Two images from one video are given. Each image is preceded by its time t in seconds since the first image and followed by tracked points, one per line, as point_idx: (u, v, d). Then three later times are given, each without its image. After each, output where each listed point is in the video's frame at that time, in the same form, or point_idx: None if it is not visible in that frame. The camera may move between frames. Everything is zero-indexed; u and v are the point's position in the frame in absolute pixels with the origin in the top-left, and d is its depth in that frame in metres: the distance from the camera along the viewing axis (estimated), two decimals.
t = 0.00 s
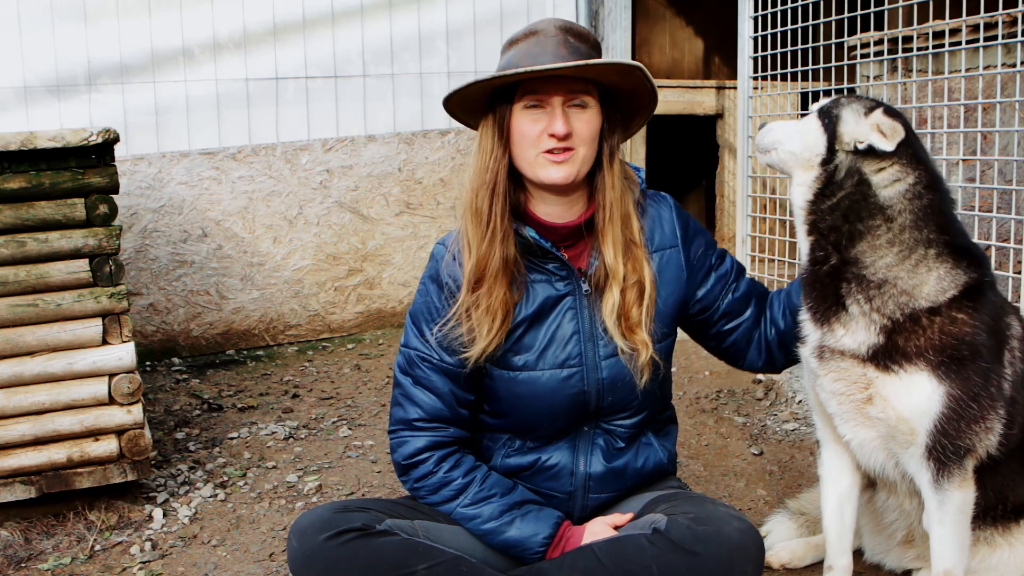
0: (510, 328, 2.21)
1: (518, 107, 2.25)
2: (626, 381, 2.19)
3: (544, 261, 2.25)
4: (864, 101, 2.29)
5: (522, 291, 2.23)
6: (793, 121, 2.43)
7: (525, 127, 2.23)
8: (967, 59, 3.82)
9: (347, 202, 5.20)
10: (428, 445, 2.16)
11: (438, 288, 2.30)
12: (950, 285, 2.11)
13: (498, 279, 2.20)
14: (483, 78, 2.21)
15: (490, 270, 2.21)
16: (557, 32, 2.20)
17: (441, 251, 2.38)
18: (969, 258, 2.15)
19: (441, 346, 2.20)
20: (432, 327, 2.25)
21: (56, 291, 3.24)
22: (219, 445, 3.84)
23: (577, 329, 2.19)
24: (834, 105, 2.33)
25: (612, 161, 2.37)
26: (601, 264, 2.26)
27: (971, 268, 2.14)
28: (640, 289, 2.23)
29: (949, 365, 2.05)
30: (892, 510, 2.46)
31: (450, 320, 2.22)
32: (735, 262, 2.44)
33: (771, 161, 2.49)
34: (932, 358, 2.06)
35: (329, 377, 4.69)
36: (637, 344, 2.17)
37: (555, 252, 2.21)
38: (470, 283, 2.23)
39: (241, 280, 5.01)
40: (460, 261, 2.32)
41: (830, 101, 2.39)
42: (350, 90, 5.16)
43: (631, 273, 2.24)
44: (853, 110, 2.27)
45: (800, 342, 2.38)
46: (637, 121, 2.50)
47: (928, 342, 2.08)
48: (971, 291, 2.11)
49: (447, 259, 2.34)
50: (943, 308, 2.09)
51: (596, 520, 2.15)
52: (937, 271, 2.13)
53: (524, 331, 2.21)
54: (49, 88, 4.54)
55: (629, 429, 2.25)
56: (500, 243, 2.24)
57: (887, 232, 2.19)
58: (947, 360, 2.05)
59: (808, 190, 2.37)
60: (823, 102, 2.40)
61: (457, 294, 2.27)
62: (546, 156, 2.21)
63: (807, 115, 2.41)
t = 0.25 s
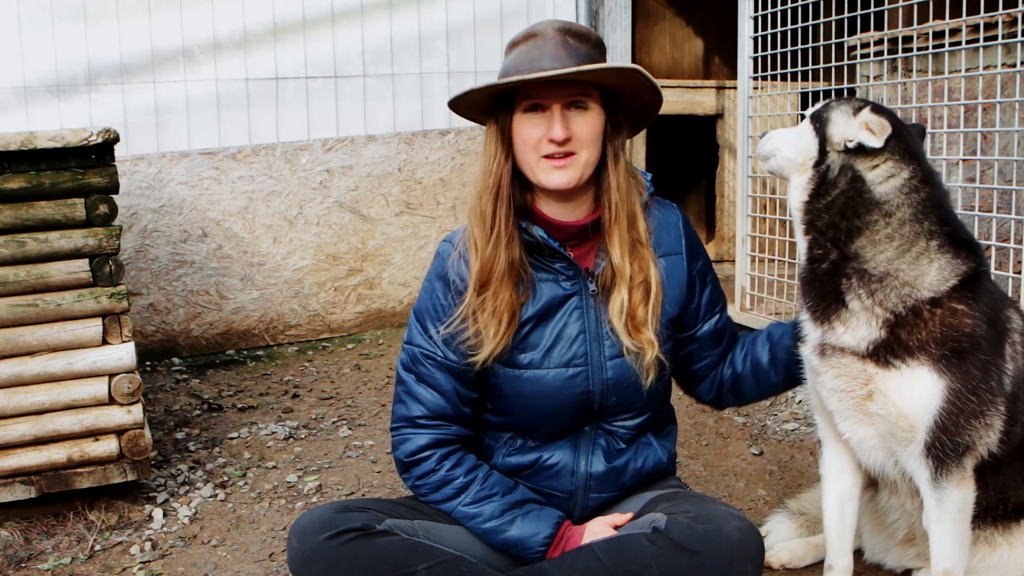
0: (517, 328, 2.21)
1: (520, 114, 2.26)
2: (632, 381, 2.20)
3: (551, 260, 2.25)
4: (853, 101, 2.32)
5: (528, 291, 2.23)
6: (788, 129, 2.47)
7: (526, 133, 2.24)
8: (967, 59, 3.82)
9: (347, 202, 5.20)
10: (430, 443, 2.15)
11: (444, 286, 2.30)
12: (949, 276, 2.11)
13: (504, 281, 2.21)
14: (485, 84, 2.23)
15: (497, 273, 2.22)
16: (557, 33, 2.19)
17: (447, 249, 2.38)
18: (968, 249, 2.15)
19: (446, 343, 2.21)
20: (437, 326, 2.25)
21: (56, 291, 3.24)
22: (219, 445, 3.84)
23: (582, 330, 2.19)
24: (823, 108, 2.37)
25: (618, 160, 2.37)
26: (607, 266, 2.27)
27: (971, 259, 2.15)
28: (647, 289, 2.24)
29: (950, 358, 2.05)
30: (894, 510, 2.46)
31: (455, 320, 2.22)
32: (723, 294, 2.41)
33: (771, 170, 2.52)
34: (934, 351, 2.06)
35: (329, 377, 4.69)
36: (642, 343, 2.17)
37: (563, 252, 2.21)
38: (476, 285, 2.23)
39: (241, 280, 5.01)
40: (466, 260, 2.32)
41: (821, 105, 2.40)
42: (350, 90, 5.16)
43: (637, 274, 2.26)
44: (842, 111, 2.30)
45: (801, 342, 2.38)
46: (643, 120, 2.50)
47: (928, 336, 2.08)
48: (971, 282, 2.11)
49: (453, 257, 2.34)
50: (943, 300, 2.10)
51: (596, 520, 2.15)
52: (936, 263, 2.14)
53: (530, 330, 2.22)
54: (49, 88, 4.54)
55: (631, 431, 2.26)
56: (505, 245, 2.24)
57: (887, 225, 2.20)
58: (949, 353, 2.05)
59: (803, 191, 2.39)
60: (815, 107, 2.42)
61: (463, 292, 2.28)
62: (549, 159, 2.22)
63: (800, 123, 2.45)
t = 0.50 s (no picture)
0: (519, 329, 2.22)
1: (523, 119, 2.27)
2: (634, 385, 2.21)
3: (556, 262, 2.26)
4: (846, 105, 2.34)
5: (531, 293, 2.23)
6: (785, 135, 2.49)
7: (528, 137, 2.24)
8: (968, 59, 3.81)
9: (347, 202, 5.20)
10: (432, 441, 2.16)
11: (448, 285, 2.31)
12: (950, 276, 2.11)
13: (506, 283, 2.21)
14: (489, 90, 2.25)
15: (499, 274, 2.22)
16: (559, 37, 2.19)
17: (451, 247, 2.39)
18: (968, 246, 2.15)
19: (448, 342, 2.21)
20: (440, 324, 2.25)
21: (56, 291, 3.24)
22: (219, 445, 3.84)
23: (585, 333, 2.19)
24: (815, 113, 2.39)
25: (622, 161, 2.37)
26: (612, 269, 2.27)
27: (973, 258, 2.14)
28: (653, 291, 2.24)
29: (952, 360, 2.04)
30: (899, 510, 2.44)
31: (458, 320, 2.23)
32: (717, 309, 2.42)
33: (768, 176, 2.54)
34: (936, 353, 2.06)
35: (329, 377, 4.69)
36: (650, 347, 2.18)
37: (568, 254, 2.22)
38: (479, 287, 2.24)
39: (241, 280, 5.01)
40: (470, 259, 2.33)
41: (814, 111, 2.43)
42: (350, 90, 5.16)
43: (643, 276, 2.26)
44: (834, 115, 2.32)
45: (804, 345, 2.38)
46: (650, 120, 2.50)
47: (930, 338, 2.07)
48: (973, 283, 2.11)
49: (457, 255, 2.35)
50: (943, 301, 2.09)
51: (596, 520, 2.15)
52: (934, 263, 2.14)
53: (533, 331, 2.22)
54: (49, 88, 4.54)
55: (630, 433, 2.26)
56: (508, 248, 2.25)
57: (883, 227, 2.21)
58: (951, 354, 2.04)
59: (800, 198, 2.41)
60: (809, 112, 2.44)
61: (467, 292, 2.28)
62: (551, 163, 2.22)
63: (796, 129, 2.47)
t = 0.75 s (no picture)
0: (517, 331, 2.21)
1: (532, 121, 2.26)
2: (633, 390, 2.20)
3: (557, 265, 2.25)
4: (843, 106, 2.34)
5: (530, 296, 2.24)
6: (784, 139, 2.49)
7: (538, 140, 2.24)
8: (967, 59, 3.81)
9: (346, 202, 5.20)
10: (432, 442, 2.15)
11: (449, 285, 2.31)
12: (952, 281, 2.11)
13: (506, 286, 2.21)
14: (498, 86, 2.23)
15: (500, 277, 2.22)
16: (571, 39, 2.19)
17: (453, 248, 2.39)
18: (970, 249, 2.14)
19: (447, 343, 2.21)
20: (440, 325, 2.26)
21: (56, 291, 3.24)
22: (219, 445, 3.84)
23: (584, 337, 2.19)
24: (812, 115, 2.39)
25: (628, 167, 2.38)
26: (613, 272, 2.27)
27: (977, 261, 2.14)
28: (653, 296, 2.24)
29: (952, 365, 2.04)
30: (900, 510, 2.44)
31: (456, 321, 2.23)
32: (719, 313, 2.41)
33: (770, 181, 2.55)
34: (936, 357, 2.05)
35: (329, 377, 4.69)
36: (648, 351, 2.18)
37: (567, 257, 2.21)
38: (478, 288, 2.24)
39: (241, 280, 5.01)
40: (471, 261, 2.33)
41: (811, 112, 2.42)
42: (350, 91, 5.16)
43: (644, 281, 2.25)
44: (830, 116, 2.32)
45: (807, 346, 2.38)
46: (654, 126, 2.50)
47: (931, 342, 2.07)
48: (977, 288, 2.10)
49: (458, 256, 2.35)
50: (942, 305, 2.09)
51: (596, 520, 2.15)
52: (933, 266, 2.14)
53: (532, 334, 2.22)
54: (49, 88, 4.54)
55: (630, 435, 2.26)
56: (509, 250, 2.24)
57: (881, 229, 2.21)
58: (952, 359, 2.04)
59: (800, 201, 2.41)
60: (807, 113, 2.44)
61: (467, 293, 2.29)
62: (558, 166, 2.22)
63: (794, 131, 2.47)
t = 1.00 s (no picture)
0: (518, 332, 2.21)
1: (540, 116, 2.25)
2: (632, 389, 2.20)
3: (556, 265, 2.25)
4: (848, 110, 2.34)
5: (531, 297, 2.23)
6: (787, 144, 2.48)
7: (546, 135, 2.22)
8: (968, 59, 3.81)
9: (347, 202, 5.20)
10: (432, 442, 2.15)
11: (449, 286, 2.31)
12: (962, 284, 2.11)
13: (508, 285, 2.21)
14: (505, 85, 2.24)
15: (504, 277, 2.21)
16: (577, 37, 2.20)
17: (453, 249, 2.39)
18: (979, 252, 2.15)
19: (447, 344, 2.21)
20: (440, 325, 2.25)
21: (56, 291, 3.24)
22: (219, 445, 3.84)
23: (584, 338, 2.19)
24: (817, 119, 2.39)
25: (632, 166, 2.38)
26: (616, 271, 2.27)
27: (987, 264, 2.14)
28: (654, 297, 2.24)
29: (963, 368, 2.04)
30: (906, 511, 2.44)
31: (456, 321, 2.23)
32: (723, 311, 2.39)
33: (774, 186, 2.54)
34: (947, 361, 2.05)
35: (329, 377, 4.69)
36: (648, 352, 2.17)
37: (567, 258, 2.21)
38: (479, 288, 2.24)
39: (241, 280, 5.01)
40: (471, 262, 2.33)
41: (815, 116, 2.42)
42: (350, 91, 5.16)
43: (647, 281, 2.25)
44: (835, 120, 2.32)
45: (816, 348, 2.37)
46: (656, 123, 2.50)
47: (941, 346, 2.07)
48: (987, 291, 2.09)
49: (458, 257, 2.35)
50: (953, 309, 2.09)
51: (596, 521, 2.15)
52: (942, 269, 2.14)
53: (531, 335, 2.22)
54: (49, 88, 4.54)
55: (629, 434, 2.26)
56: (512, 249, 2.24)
57: (889, 233, 2.21)
58: (962, 363, 2.04)
59: (807, 206, 2.41)
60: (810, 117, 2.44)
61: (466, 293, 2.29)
62: (566, 163, 2.20)
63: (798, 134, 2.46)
